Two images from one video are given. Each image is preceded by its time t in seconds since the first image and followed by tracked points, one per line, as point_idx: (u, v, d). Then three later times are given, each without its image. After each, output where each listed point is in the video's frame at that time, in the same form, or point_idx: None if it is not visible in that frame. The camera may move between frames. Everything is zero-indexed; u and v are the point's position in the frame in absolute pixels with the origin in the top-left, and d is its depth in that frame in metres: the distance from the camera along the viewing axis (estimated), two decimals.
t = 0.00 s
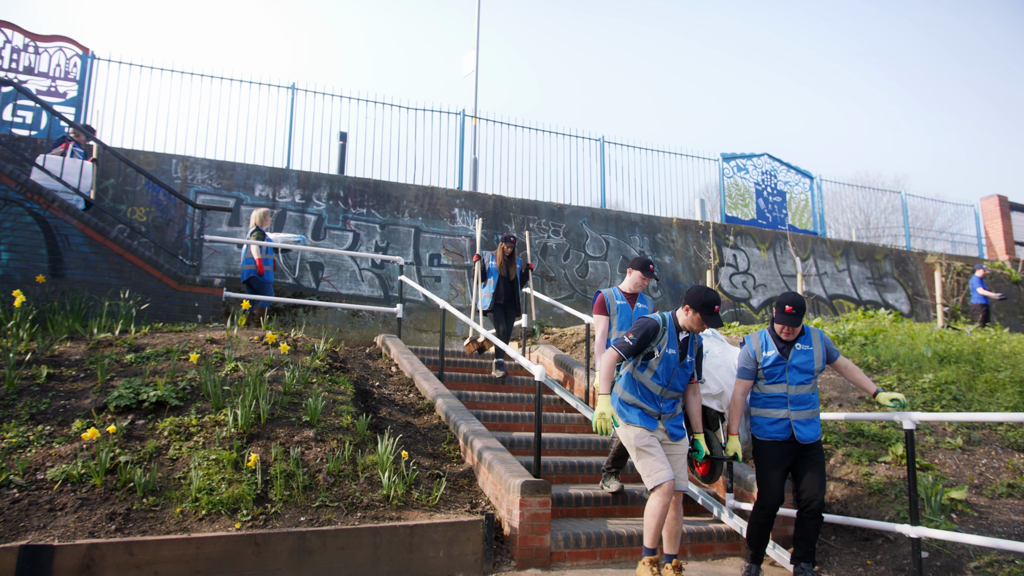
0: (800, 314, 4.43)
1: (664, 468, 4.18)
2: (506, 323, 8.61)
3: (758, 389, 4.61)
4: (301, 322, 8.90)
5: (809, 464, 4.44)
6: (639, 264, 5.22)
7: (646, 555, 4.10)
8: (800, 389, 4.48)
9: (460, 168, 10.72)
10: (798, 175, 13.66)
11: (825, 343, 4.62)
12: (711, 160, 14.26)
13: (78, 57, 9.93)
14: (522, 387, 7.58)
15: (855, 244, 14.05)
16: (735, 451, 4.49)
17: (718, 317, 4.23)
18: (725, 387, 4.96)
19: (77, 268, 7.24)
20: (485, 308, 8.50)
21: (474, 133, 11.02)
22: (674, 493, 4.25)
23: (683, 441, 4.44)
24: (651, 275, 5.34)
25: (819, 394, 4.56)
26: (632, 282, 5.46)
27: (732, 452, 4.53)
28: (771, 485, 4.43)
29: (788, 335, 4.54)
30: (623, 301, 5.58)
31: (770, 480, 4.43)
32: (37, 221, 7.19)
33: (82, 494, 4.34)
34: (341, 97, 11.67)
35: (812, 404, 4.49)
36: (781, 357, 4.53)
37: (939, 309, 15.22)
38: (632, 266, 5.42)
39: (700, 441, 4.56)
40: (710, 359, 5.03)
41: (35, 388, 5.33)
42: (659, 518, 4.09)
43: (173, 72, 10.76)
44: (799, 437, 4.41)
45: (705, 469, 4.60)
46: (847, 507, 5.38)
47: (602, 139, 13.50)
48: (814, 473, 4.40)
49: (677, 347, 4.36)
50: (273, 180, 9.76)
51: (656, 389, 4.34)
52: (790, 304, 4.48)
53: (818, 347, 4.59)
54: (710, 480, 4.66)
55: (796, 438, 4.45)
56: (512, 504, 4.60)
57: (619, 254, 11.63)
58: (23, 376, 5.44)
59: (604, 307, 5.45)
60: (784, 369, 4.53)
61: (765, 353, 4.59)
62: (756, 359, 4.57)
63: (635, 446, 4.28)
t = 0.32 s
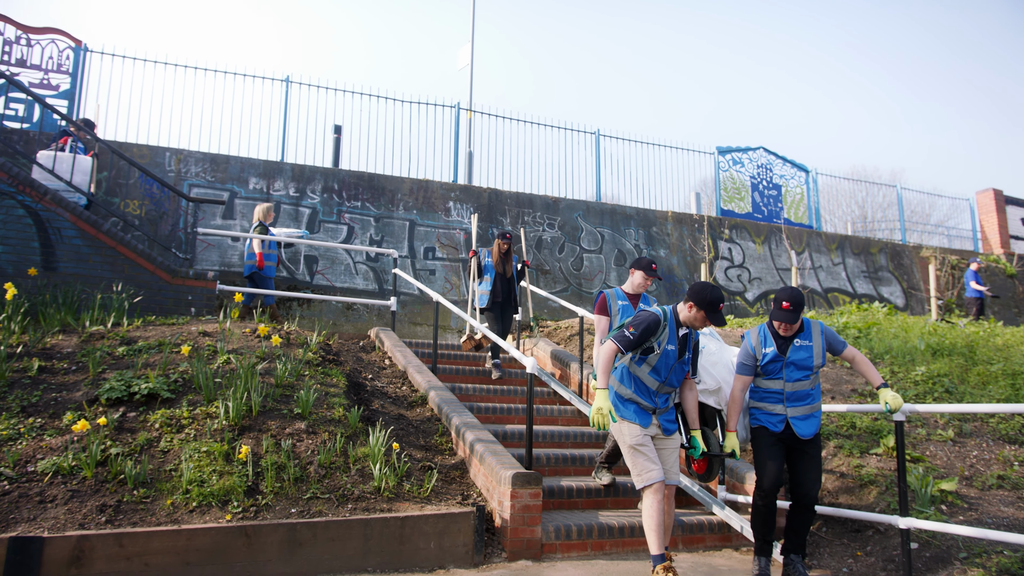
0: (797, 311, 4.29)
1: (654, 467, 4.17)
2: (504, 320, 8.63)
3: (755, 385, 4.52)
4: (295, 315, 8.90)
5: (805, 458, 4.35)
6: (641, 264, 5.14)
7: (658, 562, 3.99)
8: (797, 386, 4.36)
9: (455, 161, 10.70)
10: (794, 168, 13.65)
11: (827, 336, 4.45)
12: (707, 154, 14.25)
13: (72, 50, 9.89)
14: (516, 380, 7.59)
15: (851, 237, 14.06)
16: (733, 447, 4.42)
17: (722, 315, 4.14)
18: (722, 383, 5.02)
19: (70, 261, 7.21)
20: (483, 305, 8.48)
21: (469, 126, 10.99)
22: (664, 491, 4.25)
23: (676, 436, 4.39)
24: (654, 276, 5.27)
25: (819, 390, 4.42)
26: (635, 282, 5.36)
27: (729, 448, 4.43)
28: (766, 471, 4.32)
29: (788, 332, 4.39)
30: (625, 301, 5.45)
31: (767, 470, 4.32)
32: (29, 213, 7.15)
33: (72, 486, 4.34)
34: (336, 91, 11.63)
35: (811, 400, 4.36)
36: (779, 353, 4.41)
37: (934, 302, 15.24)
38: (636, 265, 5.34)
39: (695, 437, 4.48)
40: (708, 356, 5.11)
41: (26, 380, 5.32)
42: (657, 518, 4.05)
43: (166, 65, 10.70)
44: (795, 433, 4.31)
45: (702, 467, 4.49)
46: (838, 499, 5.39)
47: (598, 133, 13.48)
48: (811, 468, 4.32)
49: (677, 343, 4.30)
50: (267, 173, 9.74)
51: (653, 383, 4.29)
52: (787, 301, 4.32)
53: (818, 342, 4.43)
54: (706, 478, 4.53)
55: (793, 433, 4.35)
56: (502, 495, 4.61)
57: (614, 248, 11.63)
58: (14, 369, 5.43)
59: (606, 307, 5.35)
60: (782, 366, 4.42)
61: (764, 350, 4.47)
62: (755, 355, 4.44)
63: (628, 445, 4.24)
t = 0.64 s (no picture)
0: (785, 311, 4.22)
1: (647, 461, 4.03)
2: (500, 317, 8.63)
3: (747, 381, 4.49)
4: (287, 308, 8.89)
5: (797, 454, 4.34)
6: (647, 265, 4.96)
7: (649, 557, 3.93)
8: (788, 382, 4.32)
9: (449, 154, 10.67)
10: (788, 162, 13.65)
11: (819, 330, 4.37)
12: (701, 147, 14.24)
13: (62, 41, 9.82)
14: (508, 373, 7.58)
15: (845, 231, 14.07)
16: (727, 450, 4.40)
17: (718, 312, 4.15)
18: (717, 382, 4.97)
19: (61, 253, 7.18)
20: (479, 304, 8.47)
21: (463, 119, 10.95)
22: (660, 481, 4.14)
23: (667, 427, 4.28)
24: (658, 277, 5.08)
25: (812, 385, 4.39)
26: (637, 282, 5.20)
27: (725, 450, 4.40)
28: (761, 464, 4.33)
29: (778, 330, 4.33)
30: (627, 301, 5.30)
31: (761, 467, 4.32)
32: (19, 206, 7.10)
33: (60, 478, 4.32)
34: (329, 83, 11.60)
35: (804, 395, 4.32)
36: (768, 351, 4.37)
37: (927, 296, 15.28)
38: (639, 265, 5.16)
39: (690, 438, 4.42)
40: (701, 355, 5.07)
41: (15, 372, 5.30)
42: (649, 514, 3.96)
43: (158, 56, 10.64)
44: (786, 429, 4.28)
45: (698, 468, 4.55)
46: (827, 491, 5.40)
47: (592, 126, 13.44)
48: (801, 464, 4.32)
49: (672, 339, 4.23)
50: (260, 165, 9.71)
51: (646, 378, 4.17)
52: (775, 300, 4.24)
53: (809, 337, 4.37)
54: (700, 480, 4.62)
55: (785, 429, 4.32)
56: (492, 487, 4.62)
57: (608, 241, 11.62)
58: (3, 361, 5.41)
59: (606, 306, 5.21)
60: (772, 363, 4.39)
61: (755, 348, 4.40)
62: (746, 354, 4.40)
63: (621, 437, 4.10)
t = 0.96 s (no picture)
0: (770, 314, 4.21)
1: (634, 453, 4.01)
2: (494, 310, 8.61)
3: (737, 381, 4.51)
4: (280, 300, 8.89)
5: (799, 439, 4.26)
6: (643, 254, 4.98)
7: (635, 548, 3.93)
8: (776, 381, 4.32)
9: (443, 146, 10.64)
10: (783, 154, 13.63)
11: (805, 326, 4.33)
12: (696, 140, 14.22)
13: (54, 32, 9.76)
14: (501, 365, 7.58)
15: (839, 224, 14.07)
16: (722, 452, 4.39)
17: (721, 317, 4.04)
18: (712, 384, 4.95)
19: (52, 245, 7.16)
20: (474, 297, 8.47)
21: (457, 111, 10.92)
22: (647, 470, 4.09)
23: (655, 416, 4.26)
24: (655, 267, 5.09)
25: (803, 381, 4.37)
26: (634, 271, 5.19)
27: (719, 453, 4.39)
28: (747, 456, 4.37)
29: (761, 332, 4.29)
30: (623, 290, 5.34)
31: (751, 456, 4.36)
32: (9, 197, 7.06)
33: (49, 469, 4.31)
34: (323, 75, 11.56)
35: (793, 393, 4.31)
36: (753, 352, 4.36)
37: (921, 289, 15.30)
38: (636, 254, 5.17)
39: (684, 439, 4.35)
40: (698, 355, 5.04)
41: (4, 363, 5.29)
42: (637, 506, 3.95)
43: (151, 48, 10.59)
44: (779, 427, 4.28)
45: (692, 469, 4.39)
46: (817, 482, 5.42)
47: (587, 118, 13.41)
48: (805, 449, 4.20)
49: (668, 339, 4.18)
50: (253, 158, 9.68)
51: (636, 373, 4.15)
52: (758, 305, 4.19)
53: (795, 335, 4.32)
54: (695, 481, 4.45)
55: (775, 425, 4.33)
56: (481, 478, 4.62)
57: (602, 234, 11.62)
58: None
59: (602, 295, 5.24)
60: (757, 363, 4.40)
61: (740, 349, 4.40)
62: (731, 354, 4.40)
63: (608, 429, 4.09)
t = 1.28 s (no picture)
0: (759, 319, 4.12)
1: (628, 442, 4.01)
2: (488, 302, 8.59)
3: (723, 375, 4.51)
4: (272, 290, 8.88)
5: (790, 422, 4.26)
6: (637, 244, 4.93)
7: (621, 536, 3.95)
8: (760, 377, 4.31)
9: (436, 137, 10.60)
10: (778, 147, 13.61)
11: (792, 323, 4.25)
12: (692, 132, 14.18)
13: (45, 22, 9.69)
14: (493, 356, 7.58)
15: (834, 217, 14.07)
16: (715, 451, 4.37)
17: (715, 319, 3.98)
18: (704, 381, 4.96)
19: (43, 236, 7.13)
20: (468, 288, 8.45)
21: (451, 102, 10.88)
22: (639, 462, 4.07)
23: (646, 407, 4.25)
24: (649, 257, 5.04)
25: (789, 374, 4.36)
26: (628, 262, 5.14)
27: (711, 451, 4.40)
28: (734, 447, 4.39)
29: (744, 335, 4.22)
30: (617, 282, 5.28)
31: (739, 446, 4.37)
32: None
33: (37, 459, 4.30)
34: (316, 66, 11.51)
35: (779, 388, 4.31)
36: (736, 350, 4.34)
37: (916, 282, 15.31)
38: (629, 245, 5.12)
39: (677, 438, 4.36)
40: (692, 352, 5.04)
41: None
42: (628, 496, 3.95)
43: (143, 39, 10.53)
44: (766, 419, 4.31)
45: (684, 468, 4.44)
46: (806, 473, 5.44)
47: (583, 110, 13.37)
48: (797, 429, 4.22)
49: (661, 336, 4.11)
50: (246, 149, 9.65)
51: (626, 365, 4.11)
52: (746, 311, 4.10)
53: (779, 332, 4.26)
54: (686, 479, 4.50)
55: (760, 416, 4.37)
56: (470, 468, 4.63)
57: (596, 226, 11.61)
58: None
59: (596, 286, 5.19)
60: (741, 359, 4.38)
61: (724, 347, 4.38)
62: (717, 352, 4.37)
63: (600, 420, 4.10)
